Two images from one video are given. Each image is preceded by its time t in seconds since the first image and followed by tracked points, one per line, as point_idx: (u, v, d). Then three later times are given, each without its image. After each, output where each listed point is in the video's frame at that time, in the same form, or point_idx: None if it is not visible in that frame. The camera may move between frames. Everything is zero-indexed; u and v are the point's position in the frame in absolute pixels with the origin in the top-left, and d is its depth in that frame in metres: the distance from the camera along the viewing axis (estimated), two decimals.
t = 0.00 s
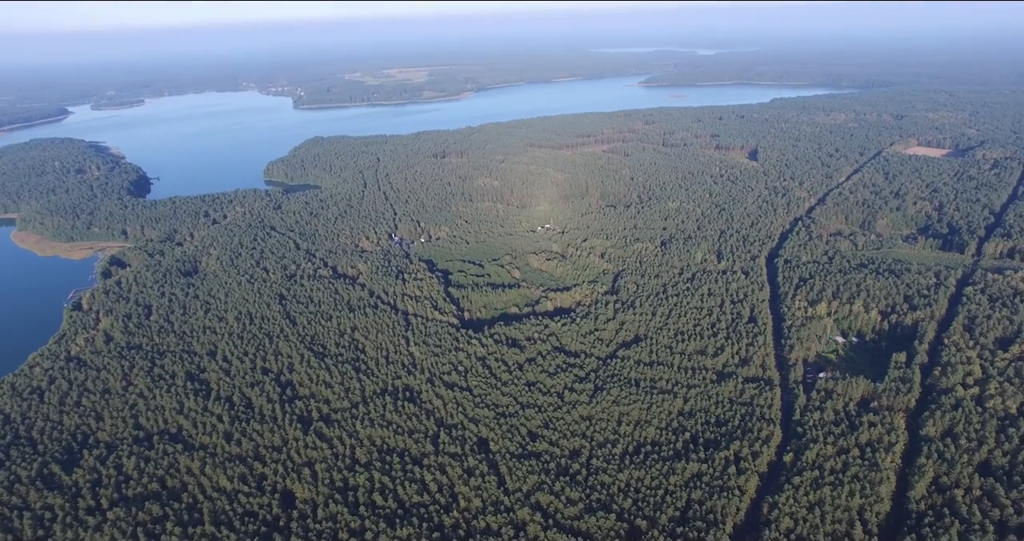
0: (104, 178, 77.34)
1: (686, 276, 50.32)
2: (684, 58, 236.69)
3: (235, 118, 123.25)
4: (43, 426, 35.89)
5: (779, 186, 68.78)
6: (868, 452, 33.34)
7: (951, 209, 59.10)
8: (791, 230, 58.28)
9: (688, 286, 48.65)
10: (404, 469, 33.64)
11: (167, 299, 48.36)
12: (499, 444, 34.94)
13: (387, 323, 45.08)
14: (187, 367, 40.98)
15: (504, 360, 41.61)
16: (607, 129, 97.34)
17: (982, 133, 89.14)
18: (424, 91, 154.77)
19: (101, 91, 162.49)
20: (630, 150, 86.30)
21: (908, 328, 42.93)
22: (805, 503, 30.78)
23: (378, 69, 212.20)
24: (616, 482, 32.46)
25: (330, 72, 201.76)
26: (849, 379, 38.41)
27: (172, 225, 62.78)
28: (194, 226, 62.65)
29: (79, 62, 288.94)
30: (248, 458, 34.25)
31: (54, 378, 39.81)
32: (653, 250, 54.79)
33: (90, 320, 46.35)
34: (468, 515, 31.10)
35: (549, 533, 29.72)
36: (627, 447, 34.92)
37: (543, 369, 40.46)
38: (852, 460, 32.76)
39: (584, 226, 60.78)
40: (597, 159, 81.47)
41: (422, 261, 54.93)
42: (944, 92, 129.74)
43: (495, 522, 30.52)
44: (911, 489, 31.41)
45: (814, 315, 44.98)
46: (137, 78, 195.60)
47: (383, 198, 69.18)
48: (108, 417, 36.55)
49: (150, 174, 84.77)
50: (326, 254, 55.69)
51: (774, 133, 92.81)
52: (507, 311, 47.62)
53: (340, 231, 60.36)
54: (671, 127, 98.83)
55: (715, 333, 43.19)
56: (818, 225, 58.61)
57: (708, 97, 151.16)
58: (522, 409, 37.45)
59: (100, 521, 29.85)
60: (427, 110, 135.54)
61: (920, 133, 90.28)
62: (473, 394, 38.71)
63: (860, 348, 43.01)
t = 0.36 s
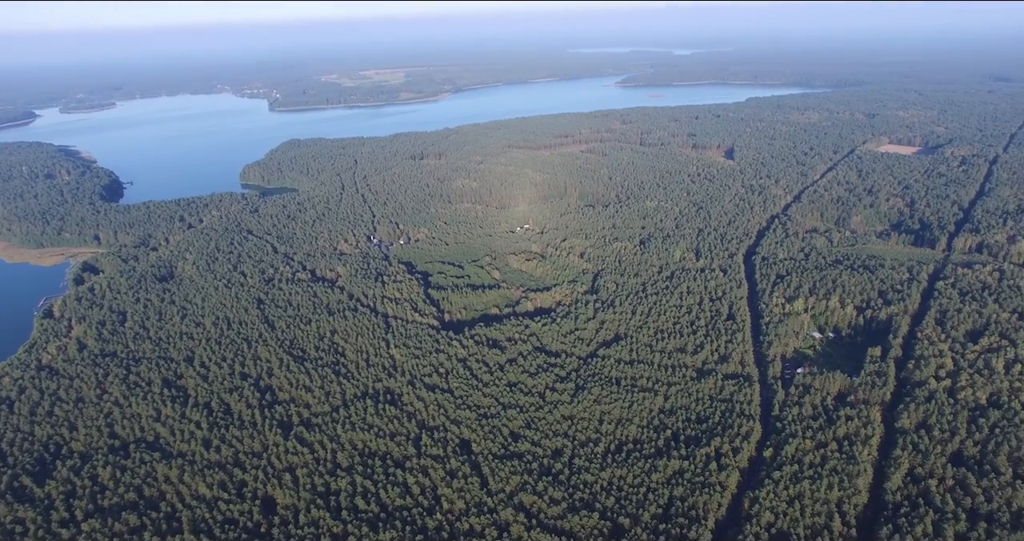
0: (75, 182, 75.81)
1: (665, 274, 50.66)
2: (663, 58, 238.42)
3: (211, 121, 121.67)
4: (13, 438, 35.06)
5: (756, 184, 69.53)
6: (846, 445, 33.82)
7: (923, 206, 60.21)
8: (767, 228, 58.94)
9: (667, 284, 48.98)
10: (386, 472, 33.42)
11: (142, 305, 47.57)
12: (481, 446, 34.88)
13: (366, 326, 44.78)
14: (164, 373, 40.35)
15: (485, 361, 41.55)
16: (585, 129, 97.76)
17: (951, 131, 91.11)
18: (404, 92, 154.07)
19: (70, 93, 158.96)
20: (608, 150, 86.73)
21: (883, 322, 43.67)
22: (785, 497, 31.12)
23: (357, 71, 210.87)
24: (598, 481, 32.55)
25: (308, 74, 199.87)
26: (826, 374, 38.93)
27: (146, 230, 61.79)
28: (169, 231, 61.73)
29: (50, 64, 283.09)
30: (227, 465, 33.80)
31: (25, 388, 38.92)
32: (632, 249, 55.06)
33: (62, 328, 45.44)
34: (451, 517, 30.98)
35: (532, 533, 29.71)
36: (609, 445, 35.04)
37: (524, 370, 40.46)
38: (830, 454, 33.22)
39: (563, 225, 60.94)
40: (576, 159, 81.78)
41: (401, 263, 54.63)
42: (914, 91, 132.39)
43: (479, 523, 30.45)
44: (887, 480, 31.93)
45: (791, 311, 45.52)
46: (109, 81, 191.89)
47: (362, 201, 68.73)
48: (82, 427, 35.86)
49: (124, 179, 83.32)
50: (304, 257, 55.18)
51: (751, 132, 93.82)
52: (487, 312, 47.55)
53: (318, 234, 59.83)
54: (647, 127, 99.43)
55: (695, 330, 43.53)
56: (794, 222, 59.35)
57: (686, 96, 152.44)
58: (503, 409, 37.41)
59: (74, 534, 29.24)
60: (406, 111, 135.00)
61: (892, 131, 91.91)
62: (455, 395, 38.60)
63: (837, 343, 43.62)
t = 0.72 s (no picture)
0: (44, 187, 74.21)
1: (644, 273, 50.95)
2: (640, 57, 240.17)
3: (187, 124, 119.99)
4: None
5: (732, 183, 70.24)
6: (823, 439, 34.26)
7: (894, 203, 61.26)
8: (744, 226, 59.58)
9: (645, 283, 49.28)
10: (368, 475, 33.18)
11: (115, 312, 46.73)
12: (462, 447, 34.76)
13: (346, 329, 44.44)
14: (139, 381, 39.67)
15: (466, 362, 41.44)
16: (564, 129, 98.02)
17: (920, 129, 92.94)
18: (382, 94, 153.22)
19: (38, 96, 155.35)
20: (585, 150, 87.03)
21: (857, 317, 44.36)
22: (764, 492, 31.45)
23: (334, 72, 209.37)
24: (580, 480, 32.60)
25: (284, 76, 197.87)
26: (804, 369, 39.42)
27: (119, 235, 60.71)
28: (143, 235, 60.73)
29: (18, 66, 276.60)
30: (206, 472, 33.30)
31: None
32: (610, 249, 55.29)
33: (32, 337, 44.45)
34: (434, 519, 30.83)
35: (515, 534, 29.67)
36: (591, 444, 35.13)
37: (505, 370, 40.45)
38: (809, 448, 33.63)
39: (542, 226, 61.02)
40: (553, 159, 82.01)
41: (380, 266, 54.27)
42: (885, 89, 134.85)
43: (461, 525, 30.33)
44: (864, 473, 32.42)
45: (769, 308, 46.01)
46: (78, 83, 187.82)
47: (340, 203, 68.21)
48: (54, 438, 35.09)
49: (95, 183, 81.77)
50: (282, 261, 54.60)
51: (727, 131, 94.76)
52: (467, 313, 47.41)
53: (295, 237, 59.24)
54: (624, 127, 99.97)
55: (674, 328, 43.84)
56: (770, 220, 60.02)
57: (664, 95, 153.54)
58: (484, 410, 37.36)
59: None
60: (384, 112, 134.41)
61: (864, 129, 93.50)
62: (436, 397, 38.45)
63: (813, 339, 44.19)
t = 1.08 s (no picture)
0: (10, 193, 72.45)
1: (622, 272, 51.22)
2: (619, 58, 241.40)
3: (160, 127, 118.12)
4: None
5: (708, 181, 70.95)
6: (802, 433, 34.69)
7: (866, 200, 62.33)
8: (721, 224, 60.18)
9: (624, 282, 49.58)
10: (349, 480, 32.90)
11: (87, 319, 45.84)
12: (444, 449, 34.63)
13: (324, 333, 44.06)
14: (112, 389, 38.94)
15: (446, 364, 41.29)
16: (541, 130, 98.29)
17: (890, 127, 94.75)
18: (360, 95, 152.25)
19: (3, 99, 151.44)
20: (562, 150, 87.30)
21: (833, 313, 45.02)
22: (744, 486, 31.75)
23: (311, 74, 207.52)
24: (562, 479, 32.65)
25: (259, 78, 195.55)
26: (781, 365, 39.88)
27: (89, 241, 59.55)
28: (115, 241, 59.66)
29: None
30: (183, 480, 32.78)
31: None
32: (588, 248, 55.51)
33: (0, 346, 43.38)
34: (416, 522, 30.65)
35: (498, 535, 29.61)
36: (572, 443, 35.19)
37: (485, 371, 40.38)
38: (787, 442, 34.03)
39: (520, 226, 61.09)
40: (530, 159, 82.22)
41: (358, 269, 53.89)
42: (855, 88, 137.45)
43: (444, 527, 30.21)
44: (841, 466, 32.89)
45: (746, 304, 46.49)
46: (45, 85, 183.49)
47: (318, 206, 67.65)
48: (23, 449, 34.23)
49: (65, 188, 80.10)
50: (258, 265, 53.94)
51: (702, 130, 95.61)
52: (446, 315, 47.23)
53: (271, 241, 58.62)
54: (601, 127, 100.45)
55: (653, 326, 44.13)
56: (746, 217, 60.68)
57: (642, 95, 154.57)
58: (465, 412, 37.27)
59: None
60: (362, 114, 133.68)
61: (836, 128, 95.12)
62: (416, 400, 38.28)
63: (790, 334, 44.72)
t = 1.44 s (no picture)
0: None
1: (600, 272, 51.42)
2: (597, 58, 242.49)
3: (133, 130, 116.13)
4: None
5: (684, 180, 71.56)
6: (779, 428, 35.07)
7: (839, 197, 63.32)
8: (697, 222, 60.70)
9: (602, 281, 49.81)
10: (329, 484, 32.61)
11: (58, 327, 44.87)
12: (425, 451, 34.49)
13: (302, 337, 43.67)
14: (85, 398, 38.20)
15: (426, 366, 41.11)
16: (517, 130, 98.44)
17: (861, 125, 96.41)
18: (337, 97, 151.19)
19: None
20: (538, 151, 87.44)
21: (808, 308, 45.61)
22: (724, 482, 32.00)
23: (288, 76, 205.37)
24: (544, 479, 32.66)
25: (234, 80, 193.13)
26: (758, 361, 40.30)
27: (59, 247, 58.31)
28: (85, 247, 58.51)
29: None
30: (160, 489, 32.23)
31: None
32: (566, 248, 55.67)
33: None
34: (398, 526, 30.45)
35: (480, 536, 29.53)
36: (553, 443, 35.23)
37: (465, 373, 40.30)
38: (765, 437, 34.39)
39: (497, 227, 61.05)
40: (506, 160, 82.26)
41: (336, 272, 53.47)
42: (827, 87, 139.72)
43: (426, 530, 30.05)
44: (818, 459, 33.31)
45: (723, 302, 46.91)
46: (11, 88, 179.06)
47: (294, 209, 67.00)
48: None
49: (33, 194, 78.35)
50: (234, 270, 53.27)
51: (679, 129, 96.38)
52: (425, 317, 47.03)
53: (247, 245, 57.95)
54: (577, 127, 100.82)
55: (631, 325, 44.38)
56: (722, 215, 61.27)
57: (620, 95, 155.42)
58: (446, 414, 37.14)
59: None
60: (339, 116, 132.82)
61: (809, 126, 96.53)
62: (396, 402, 38.07)
63: (767, 330, 45.21)
